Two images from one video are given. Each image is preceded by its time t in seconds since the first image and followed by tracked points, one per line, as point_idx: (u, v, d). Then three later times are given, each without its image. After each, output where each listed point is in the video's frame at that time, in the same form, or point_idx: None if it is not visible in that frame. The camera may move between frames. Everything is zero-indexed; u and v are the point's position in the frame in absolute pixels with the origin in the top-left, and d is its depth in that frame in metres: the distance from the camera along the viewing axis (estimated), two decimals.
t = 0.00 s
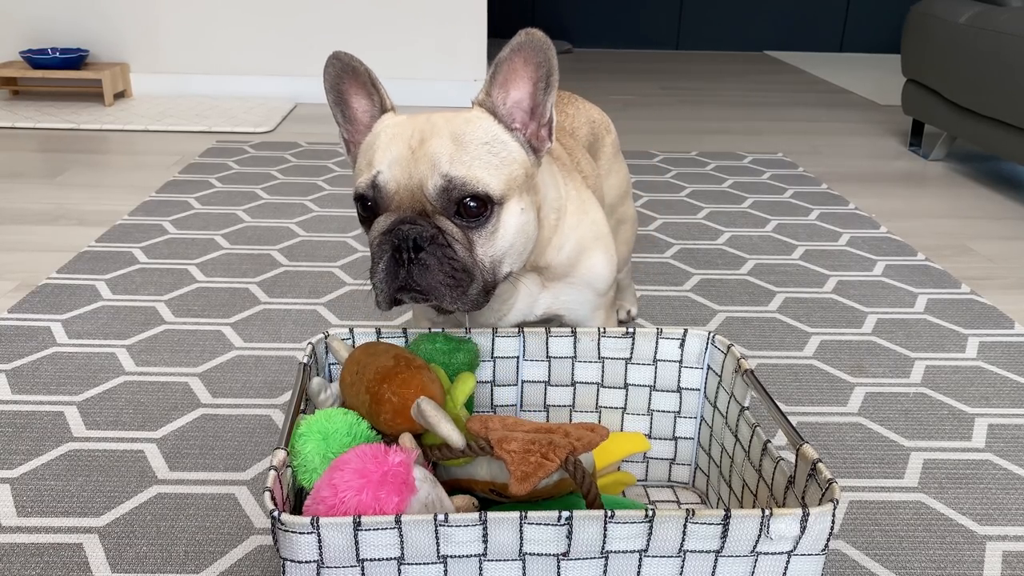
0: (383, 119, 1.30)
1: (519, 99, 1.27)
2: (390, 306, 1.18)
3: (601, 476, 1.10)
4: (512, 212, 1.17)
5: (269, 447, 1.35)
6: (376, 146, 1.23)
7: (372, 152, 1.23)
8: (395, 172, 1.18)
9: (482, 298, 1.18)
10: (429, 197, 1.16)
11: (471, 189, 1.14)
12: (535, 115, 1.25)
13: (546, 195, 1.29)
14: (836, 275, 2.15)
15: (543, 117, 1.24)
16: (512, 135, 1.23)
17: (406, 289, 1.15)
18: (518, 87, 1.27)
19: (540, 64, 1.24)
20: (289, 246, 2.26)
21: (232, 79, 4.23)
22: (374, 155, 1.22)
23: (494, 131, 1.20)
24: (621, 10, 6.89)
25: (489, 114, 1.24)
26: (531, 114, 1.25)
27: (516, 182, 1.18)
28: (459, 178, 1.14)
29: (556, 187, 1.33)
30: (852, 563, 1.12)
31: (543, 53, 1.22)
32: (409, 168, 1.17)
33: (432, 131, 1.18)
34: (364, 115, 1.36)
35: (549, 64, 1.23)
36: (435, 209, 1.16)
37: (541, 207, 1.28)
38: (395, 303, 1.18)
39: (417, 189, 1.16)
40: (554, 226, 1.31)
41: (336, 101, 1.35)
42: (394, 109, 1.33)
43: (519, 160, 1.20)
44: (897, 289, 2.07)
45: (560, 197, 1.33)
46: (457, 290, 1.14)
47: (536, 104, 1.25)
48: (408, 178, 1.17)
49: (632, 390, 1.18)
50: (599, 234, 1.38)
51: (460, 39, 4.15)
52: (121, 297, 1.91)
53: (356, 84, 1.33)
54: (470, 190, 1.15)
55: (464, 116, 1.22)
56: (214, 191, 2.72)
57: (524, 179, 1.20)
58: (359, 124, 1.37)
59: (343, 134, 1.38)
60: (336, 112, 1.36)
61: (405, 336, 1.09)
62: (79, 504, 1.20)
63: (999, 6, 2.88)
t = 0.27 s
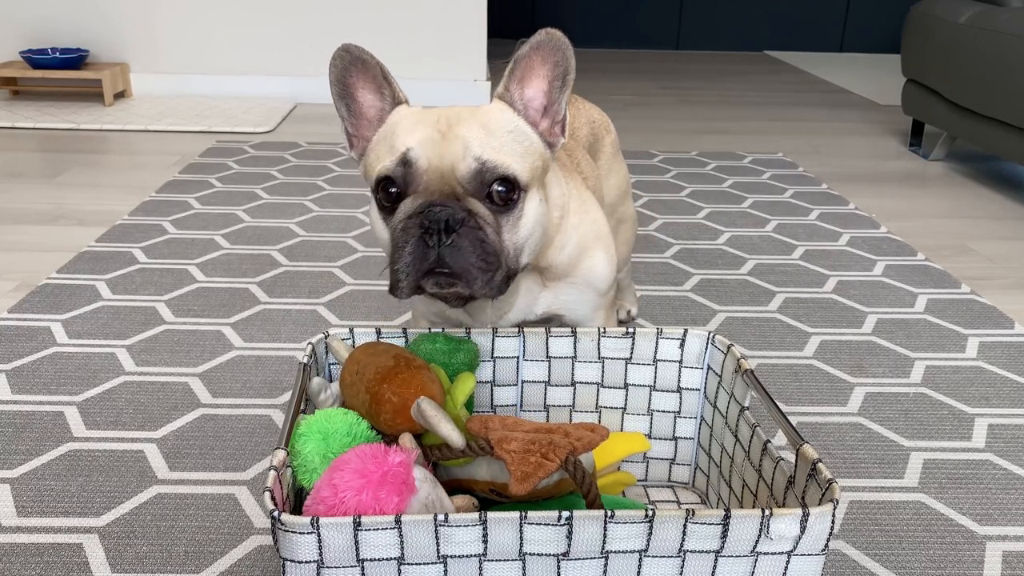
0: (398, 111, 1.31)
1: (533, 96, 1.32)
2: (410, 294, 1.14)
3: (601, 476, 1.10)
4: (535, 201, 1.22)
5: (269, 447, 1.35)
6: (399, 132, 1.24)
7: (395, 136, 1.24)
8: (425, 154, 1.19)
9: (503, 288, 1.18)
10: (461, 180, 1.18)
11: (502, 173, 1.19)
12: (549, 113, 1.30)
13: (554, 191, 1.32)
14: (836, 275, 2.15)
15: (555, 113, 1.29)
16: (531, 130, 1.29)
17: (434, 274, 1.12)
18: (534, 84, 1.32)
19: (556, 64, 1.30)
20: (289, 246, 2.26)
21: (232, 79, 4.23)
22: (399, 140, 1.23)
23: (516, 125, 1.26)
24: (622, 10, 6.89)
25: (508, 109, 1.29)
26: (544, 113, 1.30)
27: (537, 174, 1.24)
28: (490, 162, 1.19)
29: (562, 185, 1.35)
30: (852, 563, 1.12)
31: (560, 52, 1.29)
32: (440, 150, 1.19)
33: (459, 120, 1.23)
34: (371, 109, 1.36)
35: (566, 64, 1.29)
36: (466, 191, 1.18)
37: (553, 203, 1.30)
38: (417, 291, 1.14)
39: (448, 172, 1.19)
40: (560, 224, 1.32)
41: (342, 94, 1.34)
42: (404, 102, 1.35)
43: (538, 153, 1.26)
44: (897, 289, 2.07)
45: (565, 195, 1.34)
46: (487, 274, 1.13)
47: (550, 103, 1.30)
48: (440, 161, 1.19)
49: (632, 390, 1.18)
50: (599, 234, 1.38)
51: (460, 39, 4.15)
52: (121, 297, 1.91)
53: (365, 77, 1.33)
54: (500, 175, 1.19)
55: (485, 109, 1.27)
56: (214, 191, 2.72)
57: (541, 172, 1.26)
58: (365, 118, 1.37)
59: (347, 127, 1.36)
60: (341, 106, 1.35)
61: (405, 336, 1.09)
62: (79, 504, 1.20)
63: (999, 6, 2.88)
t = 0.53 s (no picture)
0: (420, 82, 1.32)
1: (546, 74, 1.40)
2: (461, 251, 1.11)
3: (601, 476, 1.10)
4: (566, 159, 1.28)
5: (269, 447, 1.35)
6: (434, 97, 1.25)
7: (430, 102, 1.25)
8: (469, 110, 1.21)
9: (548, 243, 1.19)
10: (507, 133, 1.22)
11: (541, 127, 1.24)
12: (564, 88, 1.40)
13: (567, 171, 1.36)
14: (836, 275, 2.15)
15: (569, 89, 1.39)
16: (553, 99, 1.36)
17: (491, 221, 1.10)
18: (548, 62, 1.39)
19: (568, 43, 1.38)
20: (289, 246, 2.26)
21: (232, 80, 4.23)
22: (434, 103, 1.24)
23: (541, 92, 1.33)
24: (621, 10, 6.90)
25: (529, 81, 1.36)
26: (558, 88, 1.40)
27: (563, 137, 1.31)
28: (529, 117, 1.24)
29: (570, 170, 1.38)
30: (852, 563, 1.12)
31: (572, 32, 1.37)
32: (483, 107, 1.22)
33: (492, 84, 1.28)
34: (385, 90, 1.36)
35: (579, 42, 1.37)
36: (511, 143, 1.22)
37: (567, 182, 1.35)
38: (470, 245, 1.11)
39: (494, 126, 1.22)
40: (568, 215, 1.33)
41: (355, 73, 1.32)
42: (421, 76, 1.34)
43: (562, 119, 1.34)
44: (897, 289, 2.07)
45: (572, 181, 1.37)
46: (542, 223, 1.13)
47: (563, 79, 1.39)
48: (484, 116, 1.22)
49: (632, 391, 1.18)
50: (600, 230, 1.39)
51: (461, 39, 4.15)
52: (121, 297, 1.91)
53: (379, 56, 1.33)
54: (540, 130, 1.24)
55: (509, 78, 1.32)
56: (214, 191, 2.72)
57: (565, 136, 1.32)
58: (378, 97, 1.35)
59: (362, 106, 1.34)
60: (354, 85, 1.32)
61: (405, 336, 1.09)
62: (79, 504, 1.20)
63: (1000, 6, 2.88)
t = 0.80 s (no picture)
0: (425, 84, 1.32)
1: (550, 72, 1.40)
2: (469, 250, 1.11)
3: (601, 476, 1.10)
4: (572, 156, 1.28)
5: (269, 447, 1.35)
6: (438, 97, 1.25)
7: (434, 101, 1.25)
8: (474, 111, 1.21)
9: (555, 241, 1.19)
10: (513, 133, 1.22)
11: (547, 125, 1.24)
12: (568, 87, 1.40)
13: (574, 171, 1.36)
14: (836, 275, 2.15)
15: (573, 87, 1.40)
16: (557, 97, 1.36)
17: (499, 219, 1.10)
18: (552, 60, 1.39)
19: (570, 41, 1.37)
20: (289, 246, 2.26)
21: (232, 80, 4.23)
22: (439, 103, 1.24)
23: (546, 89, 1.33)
24: (621, 10, 6.90)
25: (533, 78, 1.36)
26: (562, 86, 1.41)
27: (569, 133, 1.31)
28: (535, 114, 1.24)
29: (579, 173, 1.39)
30: (852, 563, 1.12)
31: (572, 31, 1.37)
32: (488, 106, 1.22)
33: (496, 82, 1.28)
34: (391, 94, 1.36)
35: (581, 40, 1.37)
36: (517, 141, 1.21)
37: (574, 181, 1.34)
38: (476, 244, 1.11)
39: (499, 127, 1.22)
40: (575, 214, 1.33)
41: (361, 78, 1.33)
42: (427, 78, 1.34)
43: (567, 116, 1.33)
44: (897, 289, 2.07)
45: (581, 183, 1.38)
46: (549, 220, 1.13)
47: (567, 78, 1.40)
48: (490, 117, 1.22)
49: (632, 390, 1.18)
50: (606, 230, 1.39)
51: (460, 39, 4.15)
52: (121, 297, 1.91)
53: (384, 60, 1.33)
54: (546, 127, 1.24)
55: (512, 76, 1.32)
56: (214, 191, 2.72)
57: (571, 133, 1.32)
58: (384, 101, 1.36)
59: (368, 110, 1.34)
60: (359, 90, 1.33)
61: (405, 336, 1.09)
62: (79, 504, 1.20)
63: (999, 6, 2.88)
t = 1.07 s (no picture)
0: (429, 78, 1.33)
1: (553, 69, 1.41)
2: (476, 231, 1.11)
3: (601, 476, 1.10)
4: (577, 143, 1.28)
5: (269, 447, 1.35)
6: (442, 87, 1.26)
7: (437, 90, 1.26)
8: (477, 96, 1.22)
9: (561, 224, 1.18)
10: (517, 118, 1.22)
11: (551, 111, 1.24)
12: (570, 84, 1.40)
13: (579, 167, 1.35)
14: (836, 275, 2.15)
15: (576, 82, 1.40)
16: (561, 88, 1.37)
17: (505, 199, 1.10)
18: (555, 57, 1.40)
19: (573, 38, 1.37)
20: (289, 246, 2.26)
21: (232, 80, 4.23)
22: (442, 93, 1.24)
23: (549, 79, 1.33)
24: (621, 10, 6.90)
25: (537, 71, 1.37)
26: (565, 84, 1.41)
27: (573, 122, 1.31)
28: (539, 100, 1.24)
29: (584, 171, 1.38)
30: (852, 563, 1.12)
31: (574, 29, 1.36)
32: (491, 92, 1.22)
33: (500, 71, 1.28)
34: (396, 92, 1.36)
35: (583, 40, 1.37)
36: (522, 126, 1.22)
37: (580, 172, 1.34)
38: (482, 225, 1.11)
39: (503, 112, 1.22)
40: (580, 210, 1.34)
41: (366, 77, 1.33)
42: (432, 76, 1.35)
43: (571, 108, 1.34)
44: (897, 289, 2.07)
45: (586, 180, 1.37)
46: (556, 199, 1.12)
47: (569, 75, 1.40)
48: (493, 102, 1.22)
49: (632, 390, 1.18)
50: (610, 229, 1.39)
51: (460, 39, 4.15)
52: (121, 297, 1.91)
53: (389, 59, 1.34)
54: (550, 113, 1.24)
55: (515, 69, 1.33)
56: (214, 191, 2.72)
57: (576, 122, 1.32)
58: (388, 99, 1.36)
59: (373, 108, 1.35)
60: (364, 89, 1.33)
61: (405, 336, 1.09)
62: (79, 504, 1.20)
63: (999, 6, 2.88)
